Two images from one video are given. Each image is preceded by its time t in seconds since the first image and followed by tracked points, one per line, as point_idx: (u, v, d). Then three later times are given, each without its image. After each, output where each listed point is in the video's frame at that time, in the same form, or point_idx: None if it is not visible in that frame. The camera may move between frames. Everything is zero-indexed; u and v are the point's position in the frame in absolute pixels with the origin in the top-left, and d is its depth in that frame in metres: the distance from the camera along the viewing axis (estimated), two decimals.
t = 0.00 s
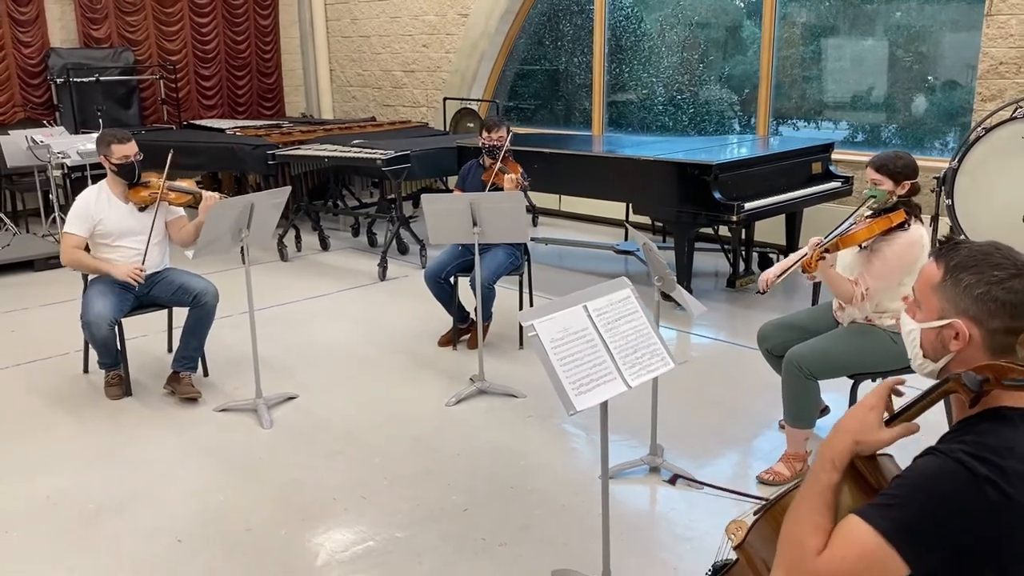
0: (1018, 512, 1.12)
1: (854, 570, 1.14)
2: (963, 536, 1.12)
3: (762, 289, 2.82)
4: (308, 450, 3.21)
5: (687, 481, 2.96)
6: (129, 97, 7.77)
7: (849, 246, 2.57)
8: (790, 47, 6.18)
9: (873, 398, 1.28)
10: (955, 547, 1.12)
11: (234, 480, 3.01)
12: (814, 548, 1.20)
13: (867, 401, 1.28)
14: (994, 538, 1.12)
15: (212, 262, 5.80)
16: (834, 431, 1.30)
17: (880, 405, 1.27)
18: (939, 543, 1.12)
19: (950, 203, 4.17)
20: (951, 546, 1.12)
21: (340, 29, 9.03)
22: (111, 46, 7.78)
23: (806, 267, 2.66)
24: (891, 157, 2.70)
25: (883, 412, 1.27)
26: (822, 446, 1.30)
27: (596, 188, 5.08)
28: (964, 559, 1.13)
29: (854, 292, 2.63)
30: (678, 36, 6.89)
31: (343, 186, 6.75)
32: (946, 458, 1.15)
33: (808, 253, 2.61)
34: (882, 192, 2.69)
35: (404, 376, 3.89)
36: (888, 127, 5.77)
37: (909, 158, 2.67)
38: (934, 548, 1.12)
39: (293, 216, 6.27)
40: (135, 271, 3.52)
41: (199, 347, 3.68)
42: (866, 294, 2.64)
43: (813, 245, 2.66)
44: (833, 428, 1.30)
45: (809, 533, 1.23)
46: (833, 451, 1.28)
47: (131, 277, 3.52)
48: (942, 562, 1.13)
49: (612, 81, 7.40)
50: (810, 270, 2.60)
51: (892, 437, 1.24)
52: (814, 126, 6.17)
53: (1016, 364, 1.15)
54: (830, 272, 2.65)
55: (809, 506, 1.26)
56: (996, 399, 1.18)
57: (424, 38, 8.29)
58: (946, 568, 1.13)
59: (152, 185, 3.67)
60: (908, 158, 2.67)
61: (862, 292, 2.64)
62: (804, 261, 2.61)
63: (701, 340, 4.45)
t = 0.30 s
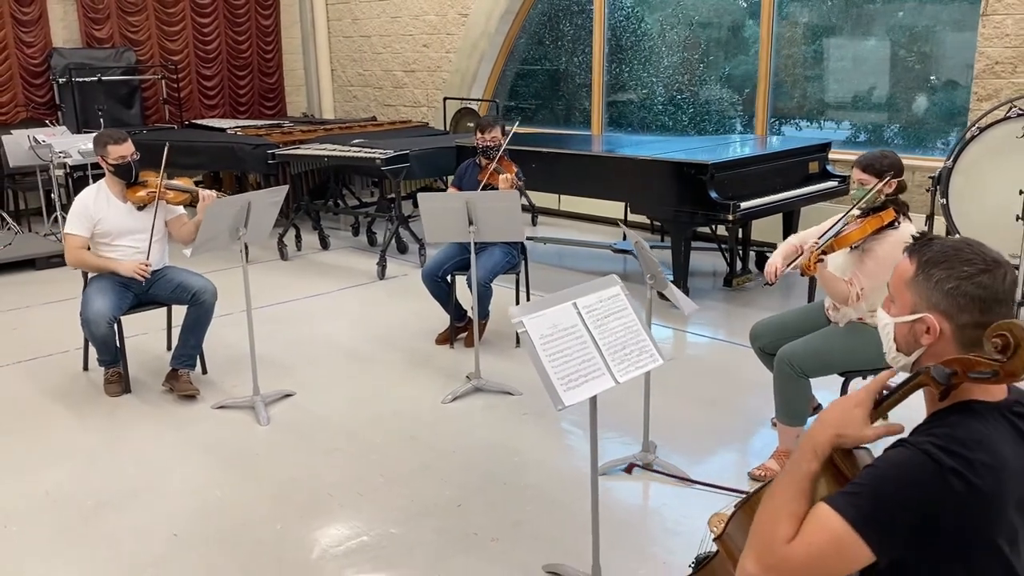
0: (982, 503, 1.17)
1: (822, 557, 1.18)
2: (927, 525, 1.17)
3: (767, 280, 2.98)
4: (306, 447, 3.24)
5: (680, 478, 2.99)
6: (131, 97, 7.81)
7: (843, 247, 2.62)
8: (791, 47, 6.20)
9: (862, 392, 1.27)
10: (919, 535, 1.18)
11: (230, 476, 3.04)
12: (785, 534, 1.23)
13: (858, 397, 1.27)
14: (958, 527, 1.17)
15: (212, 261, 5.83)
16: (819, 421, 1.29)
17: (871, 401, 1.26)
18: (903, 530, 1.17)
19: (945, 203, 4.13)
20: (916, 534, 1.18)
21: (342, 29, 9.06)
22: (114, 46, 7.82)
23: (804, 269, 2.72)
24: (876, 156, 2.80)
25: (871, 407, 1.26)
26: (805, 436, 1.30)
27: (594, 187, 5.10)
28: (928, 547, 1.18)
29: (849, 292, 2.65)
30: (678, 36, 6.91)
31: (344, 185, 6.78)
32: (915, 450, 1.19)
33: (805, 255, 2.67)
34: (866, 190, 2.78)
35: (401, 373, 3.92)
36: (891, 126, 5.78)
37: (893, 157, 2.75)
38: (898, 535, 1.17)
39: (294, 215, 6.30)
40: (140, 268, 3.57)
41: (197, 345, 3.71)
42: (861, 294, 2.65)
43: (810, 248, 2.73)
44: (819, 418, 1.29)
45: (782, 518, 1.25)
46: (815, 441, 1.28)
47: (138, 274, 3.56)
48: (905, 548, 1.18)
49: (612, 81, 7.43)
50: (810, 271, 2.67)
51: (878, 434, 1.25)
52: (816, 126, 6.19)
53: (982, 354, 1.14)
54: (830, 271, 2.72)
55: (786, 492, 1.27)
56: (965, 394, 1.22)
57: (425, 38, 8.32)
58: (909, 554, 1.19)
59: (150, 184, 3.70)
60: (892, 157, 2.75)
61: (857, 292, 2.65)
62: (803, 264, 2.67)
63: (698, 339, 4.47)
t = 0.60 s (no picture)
0: (957, 498, 1.19)
1: (798, 552, 1.19)
2: (903, 519, 1.19)
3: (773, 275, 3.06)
4: (305, 444, 3.27)
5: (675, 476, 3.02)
6: (135, 98, 7.87)
7: (837, 253, 2.68)
8: (794, 47, 6.22)
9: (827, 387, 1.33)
10: (895, 531, 1.20)
11: (229, 472, 3.07)
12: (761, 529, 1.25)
13: (820, 393, 1.33)
14: (933, 522, 1.19)
15: (215, 260, 5.87)
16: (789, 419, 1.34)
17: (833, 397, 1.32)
18: (879, 527, 1.19)
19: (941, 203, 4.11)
20: (892, 530, 1.20)
21: (345, 29, 9.10)
22: (118, 47, 7.87)
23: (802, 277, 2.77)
24: (865, 159, 2.79)
25: (837, 402, 1.32)
26: (777, 432, 1.35)
27: (593, 187, 5.12)
28: (905, 541, 1.20)
29: (845, 295, 2.59)
30: (681, 36, 6.93)
31: (346, 185, 6.81)
32: (890, 446, 1.22)
33: (802, 264, 2.75)
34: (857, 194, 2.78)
35: (400, 372, 3.95)
36: (895, 126, 5.76)
37: (881, 159, 2.75)
38: (875, 531, 1.19)
39: (296, 215, 6.34)
40: (146, 265, 3.60)
41: (198, 343, 3.75)
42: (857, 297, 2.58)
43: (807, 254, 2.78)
44: (789, 415, 1.35)
45: (756, 515, 1.29)
46: (785, 437, 1.33)
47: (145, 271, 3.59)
48: (882, 543, 1.20)
49: (614, 81, 7.45)
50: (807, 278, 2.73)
51: (842, 424, 1.29)
52: (821, 127, 6.20)
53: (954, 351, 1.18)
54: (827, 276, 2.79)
55: (759, 489, 1.31)
56: (938, 390, 1.25)
57: (427, 39, 8.35)
58: (886, 548, 1.21)
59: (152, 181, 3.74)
60: (880, 158, 2.76)
61: (853, 295, 2.59)
62: (800, 272, 2.75)
63: (697, 339, 4.49)
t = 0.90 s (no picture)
0: (941, 495, 1.20)
1: (793, 564, 1.21)
2: (890, 520, 1.21)
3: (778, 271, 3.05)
4: (305, 441, 3.29)
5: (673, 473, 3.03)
6: (142, 98, 7.91)
7: (834, 256, 2.67)
8: (800, 46, 6.22)
9: (812, 390, 1.33)
10: (882, 530, 1.21)
11: (231, 469, 3.09)
12: (755, 544, 1.26)
13: (807, 391, 1.34)
14: (918, 519, 1.21)
15: (219, 259, 5.90)
16: (778, 424, 1.34)
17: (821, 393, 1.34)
18: (866, 528, 1.21)
19: (942, 203, 4.11)
20: (879, 531, 1.21)
21: (351, 29, 9.13)
22: (125, 47, 7.92)
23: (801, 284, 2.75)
24: (858, 160, 2.84)
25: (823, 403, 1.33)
26: (766, 438, 1.35)
27: (596, 187, 5.14)
28: (892, 538, 1.22)
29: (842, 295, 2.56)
30: (686, 36, 6.94)
31: (350, 185, 6.84)
32: (872, 448, 1.23)
33: (799, 270, 2.73)
34: (852, 195, 2.82)
35: (401, 370, 3.97)
36: (902, 127, 5.74)
37: (876, 159, 2.79)
38: (862, 533, 1.21)
39: (301, 214, 6.37)
40: (141, 271, 3.63)
41: (201, 340, 3.78)
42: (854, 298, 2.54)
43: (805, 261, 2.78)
44: (776, 421, 1.35)
45: (751, 529, 1.28)
46: (775, 444, 1.33)
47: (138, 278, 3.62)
48: (870, 544, 1.22)
49: (618, 81, 7.46)
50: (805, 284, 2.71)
51: (830, 424, 1.30)
52: (828, 127, 6.20)
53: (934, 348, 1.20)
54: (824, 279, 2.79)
55: (754, 504, 1.30)
56: (921, 387, 1.27)
57: (432, 39, 8.36)
58: (875, 546, 1.22)
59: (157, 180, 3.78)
60: (874, 159, 2.79)
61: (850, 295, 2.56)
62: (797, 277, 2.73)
63: (698, 338, 4.50)
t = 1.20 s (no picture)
0: (934, 490, 1.21)
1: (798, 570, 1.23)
2: (883, 517, 1.22)
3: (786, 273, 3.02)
4: (310, 437, 3.32)
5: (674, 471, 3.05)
6: (151, 97, 7.97)
7: (832, 260, 2.67)
8: (809, 46, 6.21)
9: (806, 390, 1.34)
10: (877, 528, 1.22)
11: (236, 465, 3.12)
12: (759, 553, 1.27)
13: (800, 389, 1.35)
14: (912, 515, 1.22)
15: (227, 257, 5.94)
16: (772, 429, 1.35)
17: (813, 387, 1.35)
18: (862, 526, 1.22)
19: (948, 203, 4.10)
20: (875, 529, 1.22)
21: (359, 29, 9.16)
22: (134, 47, 7.97)
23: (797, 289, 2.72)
24: (856, 162, 2.81)
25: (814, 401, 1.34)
26: (762, 443, 1.36)
27: (601, 186, 5.15)
28: (886, 534, 1.23)
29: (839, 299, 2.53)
30: (695, 36, 6.94)
31: (358, 184, 6.87)
32: (865, 446, 1.24)
33: (796, 275, 2.70)
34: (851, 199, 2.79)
35: (406, 368, 3.99)
36: (912, 127, 5.72)
37: (874, 161, 2.76)
38: (858, 532, 1.22)
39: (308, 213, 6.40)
40: (149, 261, 3.66)
41: (207, 338, 3.81)
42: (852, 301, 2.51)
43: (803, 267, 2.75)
44: (770, 425, 1.36)
45: (753, 537, 1.29)
46: (771, 449, 1.34)
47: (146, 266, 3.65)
48: (866, 542, 1.23)
49: (626, 81, 7.47)
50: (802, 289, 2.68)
51: (823, 420, 1.32)
52: (837, 127, 6.19)
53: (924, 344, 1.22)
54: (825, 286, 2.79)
55: (755, 512, 1.31)
56: (912, 383, 1.28)
57: (440, 39, 8.38)
58: (869, 542, 1.23)
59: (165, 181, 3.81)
60: (872, 161, 2.76)
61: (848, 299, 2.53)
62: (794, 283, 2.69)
63: (703, 338, 4.51)
